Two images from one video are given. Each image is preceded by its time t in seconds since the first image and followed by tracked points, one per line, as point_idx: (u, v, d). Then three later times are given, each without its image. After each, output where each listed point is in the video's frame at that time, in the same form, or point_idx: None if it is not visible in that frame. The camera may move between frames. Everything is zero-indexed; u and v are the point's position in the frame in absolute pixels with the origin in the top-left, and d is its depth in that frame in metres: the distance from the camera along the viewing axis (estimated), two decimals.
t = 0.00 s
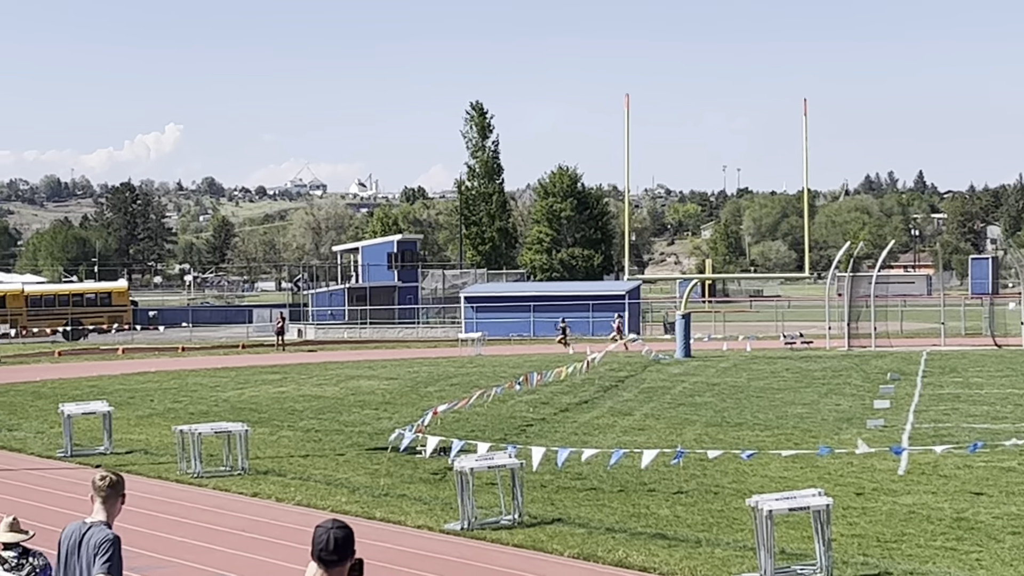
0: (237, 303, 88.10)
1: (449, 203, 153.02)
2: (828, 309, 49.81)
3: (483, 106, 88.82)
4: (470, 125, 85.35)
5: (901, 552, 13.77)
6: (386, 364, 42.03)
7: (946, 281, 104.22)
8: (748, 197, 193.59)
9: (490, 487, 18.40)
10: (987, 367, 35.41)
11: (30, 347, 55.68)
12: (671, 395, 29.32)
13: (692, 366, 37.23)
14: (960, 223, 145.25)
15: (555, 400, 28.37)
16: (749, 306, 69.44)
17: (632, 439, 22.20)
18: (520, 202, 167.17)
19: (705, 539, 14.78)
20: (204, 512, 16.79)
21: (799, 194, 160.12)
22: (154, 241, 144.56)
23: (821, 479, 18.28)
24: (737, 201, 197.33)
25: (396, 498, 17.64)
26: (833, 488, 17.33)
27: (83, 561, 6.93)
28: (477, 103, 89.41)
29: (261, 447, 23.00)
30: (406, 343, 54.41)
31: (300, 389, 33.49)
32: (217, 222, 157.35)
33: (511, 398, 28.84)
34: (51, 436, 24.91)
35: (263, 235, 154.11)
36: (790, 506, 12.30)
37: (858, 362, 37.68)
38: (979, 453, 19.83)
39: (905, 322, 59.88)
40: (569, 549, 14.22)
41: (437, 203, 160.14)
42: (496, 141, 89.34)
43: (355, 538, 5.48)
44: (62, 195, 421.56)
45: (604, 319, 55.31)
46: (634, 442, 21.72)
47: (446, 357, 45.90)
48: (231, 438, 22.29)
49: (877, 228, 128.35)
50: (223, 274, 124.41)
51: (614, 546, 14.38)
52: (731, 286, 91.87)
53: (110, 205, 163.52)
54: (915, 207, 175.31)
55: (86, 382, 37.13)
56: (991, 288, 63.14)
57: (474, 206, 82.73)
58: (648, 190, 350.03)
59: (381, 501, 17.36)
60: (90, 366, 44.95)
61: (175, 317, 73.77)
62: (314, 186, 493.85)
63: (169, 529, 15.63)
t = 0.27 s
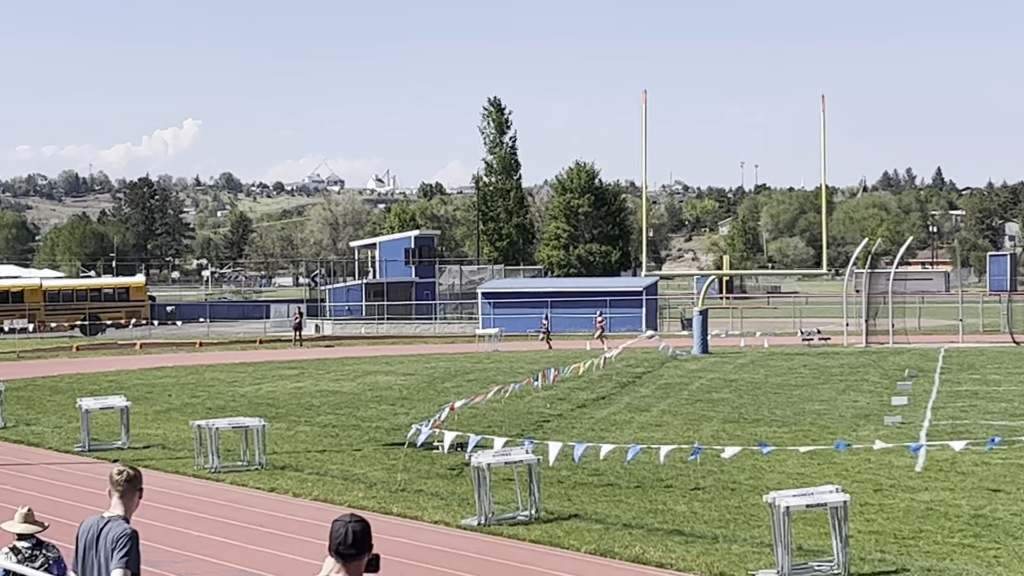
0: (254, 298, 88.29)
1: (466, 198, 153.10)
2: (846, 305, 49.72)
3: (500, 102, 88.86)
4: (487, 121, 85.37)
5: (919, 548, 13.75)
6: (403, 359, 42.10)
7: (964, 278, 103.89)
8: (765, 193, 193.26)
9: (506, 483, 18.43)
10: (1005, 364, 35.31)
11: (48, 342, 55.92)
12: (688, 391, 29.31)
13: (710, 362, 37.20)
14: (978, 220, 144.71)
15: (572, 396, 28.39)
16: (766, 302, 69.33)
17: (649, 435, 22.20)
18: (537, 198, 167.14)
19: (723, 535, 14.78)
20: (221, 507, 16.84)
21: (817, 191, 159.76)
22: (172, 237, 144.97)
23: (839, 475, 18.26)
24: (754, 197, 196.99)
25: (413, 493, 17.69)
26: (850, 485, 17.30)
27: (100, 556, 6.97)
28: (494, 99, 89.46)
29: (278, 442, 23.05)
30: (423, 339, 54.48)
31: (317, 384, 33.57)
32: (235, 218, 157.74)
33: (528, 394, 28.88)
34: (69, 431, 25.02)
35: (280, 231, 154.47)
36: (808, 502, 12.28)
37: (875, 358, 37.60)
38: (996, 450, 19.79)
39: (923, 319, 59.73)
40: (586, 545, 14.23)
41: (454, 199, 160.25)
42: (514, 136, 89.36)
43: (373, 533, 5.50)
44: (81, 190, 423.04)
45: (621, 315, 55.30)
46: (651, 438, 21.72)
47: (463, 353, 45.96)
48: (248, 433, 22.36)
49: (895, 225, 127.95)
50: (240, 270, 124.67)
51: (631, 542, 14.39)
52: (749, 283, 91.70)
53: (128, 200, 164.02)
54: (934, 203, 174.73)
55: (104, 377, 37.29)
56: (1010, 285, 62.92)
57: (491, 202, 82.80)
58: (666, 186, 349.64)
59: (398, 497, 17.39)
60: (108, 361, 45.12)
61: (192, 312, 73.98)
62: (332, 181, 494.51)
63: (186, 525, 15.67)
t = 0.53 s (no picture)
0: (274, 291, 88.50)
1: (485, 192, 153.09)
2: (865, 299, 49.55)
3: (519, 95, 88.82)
4: (506, 114, 85.25)
5: (938, 543, 13.72)
6: (421, 353, 42.19)
7: (985, 272, 103.40)
8: (785, 187, 192.68)
9: (525, 476, 18.44)
10: None
11: (69, 334, 56.22)
12: (707, 385, 29.27)
13: (728, 356, 37.14)
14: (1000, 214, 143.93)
15: (590, 390, 28.40)
16: (785, 296, 69.19)
17: (667, 429, 22.20)
18: (556, 192, 167.01)
19: (741, 529, 14.78)
20: (240, 499, 16.91)
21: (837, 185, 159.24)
22: (191, 230, 145.47)
23: (858, 469, 18.22)
24: (774, 191, 196.44)
25: (431, 486, 17.74)
26: (869, 480, 17.26)
27: (119, 549, 7.01)
28: (513, 93, 89.47)
29: (296, 434, 23.15)
30: (442, 332, 54.56)
31: (336, 377, 33.67)
32: (254, 211, 158.14)
33: (547, 388, 28.89)
34: (89, 423, 25.18)
35: (300, 224, 154.87)
36: (826, 497, 12.26)
37: (895, 353, 37.49)
38: (1016, 445, 19.69)
39: (942, 313, 59.49)
40: (604, 539, 14.24)
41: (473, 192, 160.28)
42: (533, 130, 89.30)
43: (393, 525, 5.52)
44: (101, 183, 424.57)
45: (641, 309, 55.27)
46: (669, 432, 21.72)
47: (482, 346, 46.02)
48: (267, 426, 22.45)
49: (915, 220, 127.37)
50: (259, 263, 124.96)
51: (649, 536, 14.39)
52: (768, 276, 91.53)
53: (148, 193, 164.61)
54: (954, 197, 173.99)
55: (124, 370, 37.49)
56: None
57: (510, 196, 82.79)
58: (685, 180, 349.19)
59: (416, 490, 17.45)
60: (128, 354, 45.35)
61: (212, 305, 74.28)
62: (351, 174, 494.91)
63: (205, 517, 15.77)
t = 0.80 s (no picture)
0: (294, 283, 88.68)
1: (505, 184, 153.05)
2: (885, 292, 49.36)
3: (540, 88, 88.83)
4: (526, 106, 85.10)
5: (959, 536, 13.69)
6: (441, 345, 42.24)
7: (1006, 265, 102.83)
8: (805, 180, 192.09)
9: (545, 468, 18.46)
10: None
11: (90, 326, 56.48)
12: (727, 377, 29.25)
13: (749, 349, 37.09)
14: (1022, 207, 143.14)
15: (611, 382, 28.41)
16: (806, 288, 69.04)
17: (687, 421, 22.22)
18: (576, 184, 166.91)
19: (762, 522, 14.77)
20: (260, 491, 17.00)
21: (857, 179, 158.58)
22: (212, 222, 146.02)
23: (878, 463, 18.17)
24: (795, 184, 195.87)
25: (452, 478, 17.78)
26: (889, 472, 17.21)
27: (141, 541, 7.05)
28: (534, 85, 89.47)
29: (317, 426, 23.21)
30: (462, 324, 54.62)
31: (356, 369, 33.76)
32: (274, 203, 158.49)
33: (567, 380, 28.90)
34: (109, 414, 25.33)
35: (320, 216, 155.10)
36: (846, 490, 12.24)
37: (915, 346, 37.35)
38: None
39: (963, 306, 59.22)
40: (624, 532, 14.26)
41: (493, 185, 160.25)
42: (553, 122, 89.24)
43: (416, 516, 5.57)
44: (123, 174, 425.91)
45: (661, 302, 55.22)
46: (689, 424, 21.74)
47: (502, 338, 46.10)
48: (287, 418, 22.54)
49: (936, 213, 126.79)
50: (279, 254, 125.24)
51: (669, 528, 14.41)
52: (788, 270, 91.29)
53: (169, 184, 165.11)
54: (976, 190, 173.17)
55: (145, 362, 37.67)
56: None
57: (531, 188, 82.76)
58: (705, 172, 348.62)
59: (436, 482, 17.49)
60: (148, 345, 45.53)
61: (233, 297, 74.49)
62: (372, 165, 495.28)
63: (226, 509, 15.83)
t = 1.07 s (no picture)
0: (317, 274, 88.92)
1: (527, 176, 152.99)
2: (909, 284, 49.12)
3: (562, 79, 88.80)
4: (548, 97, 85.04)
5: (981, 528, 13.65)
6: (463, 336, 42.30)
7: None
8: (828, 172, 191.30)
9: (567, 460, 18.48)
10: None
11: (113, 317, 56.77)
12: (749, 369, 29.21)
13: (771, 341, 37.01)
14: None
15: (633, 373, 28.41)
16: (829, 280, 68.93)
17: (709, 413, 22.21)
18: (598, 176, 166.70)
19: (784, 514, 14.76)
20: (282, 482, 17.08)
21: (881, 171, 157.87)
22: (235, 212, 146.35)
23: (901, 455, 18.13)
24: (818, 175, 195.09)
25: (474, 469, 17.82)
26: (911, 465, 17.18)
27: (164, 532, 7.10)
28: (556, 76, 89.39)
29: (339, 417, 23.29)
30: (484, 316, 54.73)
31: (378, 360, 33.86)
32: (297, 195, 158.79)
33: (589, 372, 28.92)
34: (132, 405, 25.47)
35: (343, 207, 155.38)
36: (869, 482, 12.22)
37: (939, 338, 37.20)
38: None
39: (987, 298, 58.93)
40: (646, 523, 14.27)
41: (515, 176, 160.27)
42: (575, 114, 89.13)
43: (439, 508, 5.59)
44: (145, 166, 427.41)
45: (683, 293, 55.20)
46: (711, 416, 21.74)
47: (524, 329, 46.15)
48: (310, 409, 22.63)
49: (960, 204, 126.07)
50: (302, 246, 125.48)
51: (692, 520, 14.41)
52: (811, 262, 91.03)
53: (192, 175, 165.61)
54: (1001, 182, 172.17)
55: (168, 352, 37.84)
56: None
57: (553, 179, 82.82)
58: (728, 163, 347.76)
59: (458, 473, 17.54)
60: (171, 336, 45.71)
61: (255, 288, 74.73)
62: (394, 156, 495.68)
63: (249, 499, 15.91)
